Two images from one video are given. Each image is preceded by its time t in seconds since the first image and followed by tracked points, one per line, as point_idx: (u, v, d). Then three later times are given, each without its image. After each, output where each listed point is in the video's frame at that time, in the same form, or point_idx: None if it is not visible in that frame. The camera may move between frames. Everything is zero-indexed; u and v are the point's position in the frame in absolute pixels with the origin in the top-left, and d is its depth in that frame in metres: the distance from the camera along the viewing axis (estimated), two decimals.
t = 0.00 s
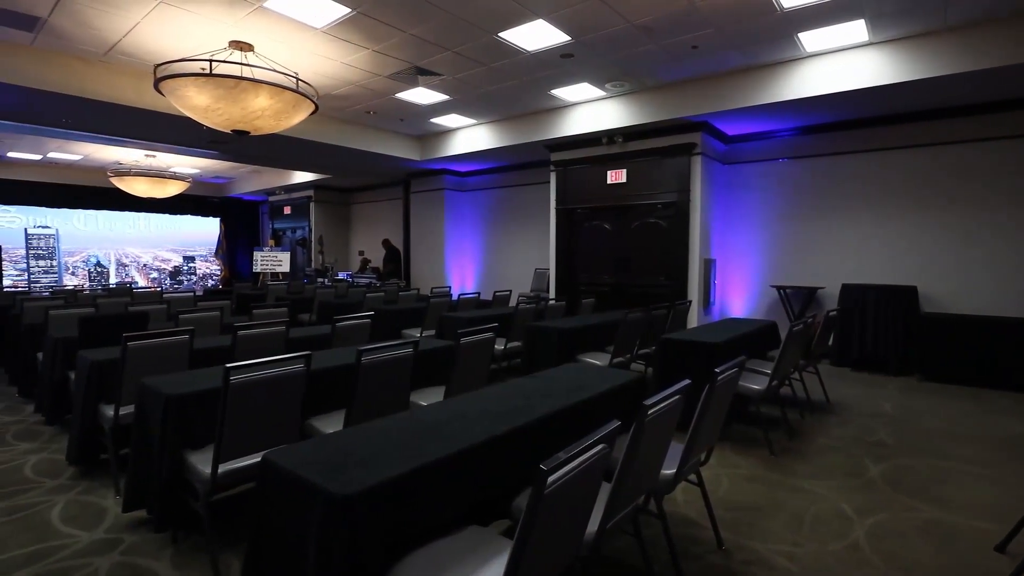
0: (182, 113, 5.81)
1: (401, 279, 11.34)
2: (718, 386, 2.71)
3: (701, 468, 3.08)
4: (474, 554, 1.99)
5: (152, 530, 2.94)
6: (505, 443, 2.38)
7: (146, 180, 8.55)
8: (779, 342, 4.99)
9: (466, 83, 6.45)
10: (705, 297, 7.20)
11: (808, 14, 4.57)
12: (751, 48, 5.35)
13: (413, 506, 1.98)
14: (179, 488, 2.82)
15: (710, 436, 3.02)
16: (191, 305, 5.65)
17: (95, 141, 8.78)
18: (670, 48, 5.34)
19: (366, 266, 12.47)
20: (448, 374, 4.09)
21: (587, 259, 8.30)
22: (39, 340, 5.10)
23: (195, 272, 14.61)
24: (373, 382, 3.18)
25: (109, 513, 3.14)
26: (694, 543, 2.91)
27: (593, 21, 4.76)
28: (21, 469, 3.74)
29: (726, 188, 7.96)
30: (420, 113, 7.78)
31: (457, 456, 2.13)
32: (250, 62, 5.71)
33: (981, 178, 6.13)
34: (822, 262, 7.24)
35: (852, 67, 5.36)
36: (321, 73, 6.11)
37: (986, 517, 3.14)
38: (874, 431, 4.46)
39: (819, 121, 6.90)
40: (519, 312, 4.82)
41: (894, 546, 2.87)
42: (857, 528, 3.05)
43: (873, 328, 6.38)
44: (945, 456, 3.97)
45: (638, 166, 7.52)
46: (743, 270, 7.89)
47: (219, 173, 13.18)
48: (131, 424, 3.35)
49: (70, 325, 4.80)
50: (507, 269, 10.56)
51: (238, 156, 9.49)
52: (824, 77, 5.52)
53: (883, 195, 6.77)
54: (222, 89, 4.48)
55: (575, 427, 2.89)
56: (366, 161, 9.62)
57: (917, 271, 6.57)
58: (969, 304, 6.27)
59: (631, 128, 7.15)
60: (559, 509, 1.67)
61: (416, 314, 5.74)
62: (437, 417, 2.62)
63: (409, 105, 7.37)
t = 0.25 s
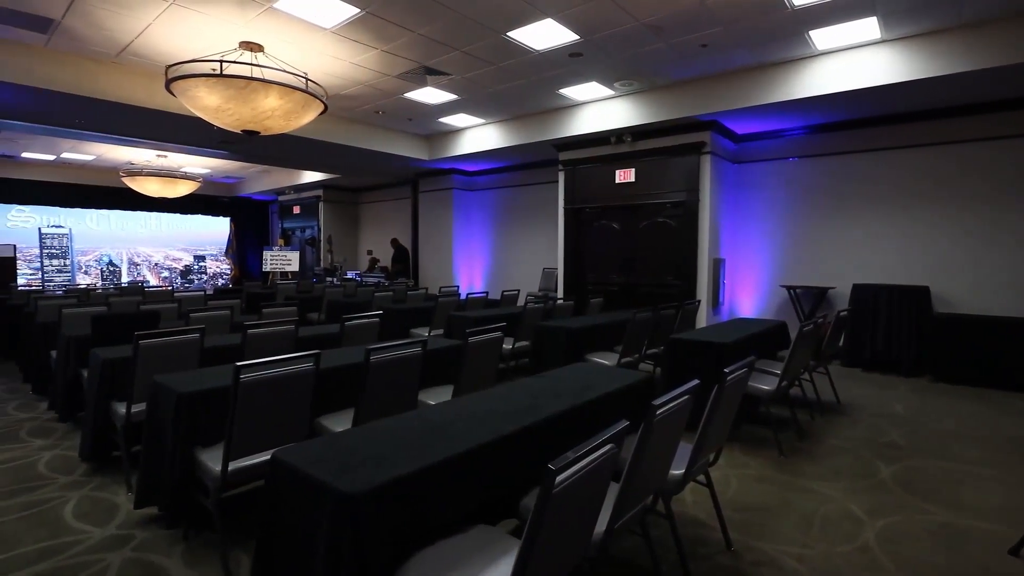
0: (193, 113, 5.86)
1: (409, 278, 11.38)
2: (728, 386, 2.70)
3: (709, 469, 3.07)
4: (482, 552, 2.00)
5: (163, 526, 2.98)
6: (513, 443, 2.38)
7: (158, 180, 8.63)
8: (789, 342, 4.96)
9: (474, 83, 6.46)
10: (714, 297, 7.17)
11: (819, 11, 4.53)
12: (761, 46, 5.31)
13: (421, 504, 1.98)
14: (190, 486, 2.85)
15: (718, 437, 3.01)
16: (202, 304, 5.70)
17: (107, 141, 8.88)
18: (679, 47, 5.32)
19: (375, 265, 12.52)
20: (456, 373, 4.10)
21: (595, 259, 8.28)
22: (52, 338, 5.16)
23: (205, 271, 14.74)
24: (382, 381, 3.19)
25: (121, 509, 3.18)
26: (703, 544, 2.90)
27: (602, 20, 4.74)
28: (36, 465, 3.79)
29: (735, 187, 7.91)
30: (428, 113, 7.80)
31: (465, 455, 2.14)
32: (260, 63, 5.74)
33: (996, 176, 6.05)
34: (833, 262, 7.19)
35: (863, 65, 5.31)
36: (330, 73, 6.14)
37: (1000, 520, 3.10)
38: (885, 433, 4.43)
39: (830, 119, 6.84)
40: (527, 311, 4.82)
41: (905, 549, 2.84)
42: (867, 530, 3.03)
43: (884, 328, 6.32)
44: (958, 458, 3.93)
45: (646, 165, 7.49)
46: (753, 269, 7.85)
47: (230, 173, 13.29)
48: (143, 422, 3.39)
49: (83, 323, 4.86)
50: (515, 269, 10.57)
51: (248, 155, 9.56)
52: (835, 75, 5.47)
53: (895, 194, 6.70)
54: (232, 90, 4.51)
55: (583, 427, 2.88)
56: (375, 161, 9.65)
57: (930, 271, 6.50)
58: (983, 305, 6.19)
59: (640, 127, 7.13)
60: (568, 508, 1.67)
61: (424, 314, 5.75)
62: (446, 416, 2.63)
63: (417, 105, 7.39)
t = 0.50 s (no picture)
0: (200, 113, 5.90)
1: (415, 278, 11.40)
2: (734, 386, 2.69)
3: (716, 469, 3.06)
4: (487, 552, 2.00)
5: (171, 524, 3.00)
6: (519, 442, 2.38)
7: (165, 180, 8.69)
8: (796, 342, 4.94)
9: (480, 83, 6.46)
10: (720, 297, 7.14)
11: (827, 9, 4.50)
12: (768, 44, 5.28)
13: (426, 503, 1.99)
14: (197, 484, 2.87)
15: (725, 437, 3.00)
16: (209, 304, 5.74)
17: (116, 142, 8.94)
18: (686, 45, 5.30)
19: (381, 265, 12.55)
20: (461, 372, 4.11)
21: (601, 259, 8.27)
22: (62, 337, 5.21)
23: (212, 270, 14.82)
24: (388, 380, 3.20)
25: (129, 507, 3.20)
26: (709, 544, 2.89)
27: (609, 19, 4.73)
28: (46, 463, 3.83)
29: (741, 187, 7.89)
30: (434, 112, 7.81)
31: (470, 455, 2.13)
32: (266, 63, 5.77)
33: (1006, 175, 6.00)
34: (840, 262, 7.15)
35: (871, 63, 5.27)
36: (336, 73, 6.16)
37: (1010, 522, 3.07)
38: (892, 433, 4.40)
39: (837, 118, 6.80)
40: (533, 311, 4.83)
41: (913, 550, 2.82)
42: (875, 531, 3.01)
43: (892, 328, 6.28)
44: (967, 459, 3.90)
45: (652, 164, 7.48)
46: (759, 269, 7.82)
47: (237, 173, 13.35)
48: (151, 420, 3.41)
49: (92, 322, 4.90)
50: (521, 268, 10.57)
51: (255, 156, 9.60)
52: (843, 73, 5.44)
53: (902, 193, 6.66)
54: (239, 90, 4.53)
55: (589, 426, 2.88)
56: (381, 161, 9.67)
57: (938, 270, 6.45)
58: (992, 305, 6.14)
59: (646, 127, 7.11)
60: (573, 508, 1.67)
61: (430, 313, 5.75)
62: (451, 415, 2.64)
63: (423, 105, 7.40)
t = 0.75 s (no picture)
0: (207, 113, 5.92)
1: (420, 277, 11.43)
2: (740, 386, 2.68)
3: (721, 469, 3.05)
4: (492, 551, 2.00)
5: (178, 522, 3.01)
6: (523, 442, 2.38)
7: (173, 180, 8.75)
8: (802, 342, 4.91)
9: (485, 82, 6.46)
10: (726, 296, 7.12)
11: (834, 7, 4.48)
12: (775, 43, 5.26)
13: (431, 502, 1.99)
14: (204, 483, 2.89)
15: (730, 437, 2.99)
16: (215, 303, 5.77)
17: (124, 142, 9.00)
18: (692, 44, 5.28)
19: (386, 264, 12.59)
20: (467, 371, 4.12)
21: (606, 258, 8.26)
22: (70, 336, 5.25)
23: (219, 269, 14.90)
24: (394, 378, 3.21)
25: (137, 505, 3.22)
26: (714, 544, 2.88)
27: (615, 18, 4.72)
28: (54, 461, 3.86)
29: (747, 186, 7.86)
30: (439, 112, 7.82)
31: (475, 454, 2.14)
32: (273, 64, 5.79)
33: (1015, 173, 5.94)
34: (847, 261, 7.11)
35: (879, 61, 5.24)
36: (342, 73, 6.18)
37: (1019, 524, 3.04)
38: (900, 434, 4.37)
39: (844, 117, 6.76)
40: (538, 310, 4.83)
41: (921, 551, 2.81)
42: (882, 532, 2.99)
43: (900, 328, 6.24)
44: (975, 460, 3.87)
45: (658, 163, 7.46)
46: (765, 269, 7.79)
47: (243, 173, 13.42)
48: (159, 419, 3.43)
49: (100, 321, 4.93)
50: (527, 268, 10.57)
51: (261, 155, 9.64)
52: (850, 72, 5.41)
53: (910, 192, 6.61)
54: (246, 90, 4.55)
55: (594, 426, 2.88)
56: (386, 160, 9.68)
57: (946, 270, 6.40)
58: (1001, 305, 6.09)
59: (651, 126, 7.10)
60: (578, 507, 1.67)
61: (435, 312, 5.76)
62: (456, 414, 2.64)
63: (428, 104, 7.41)
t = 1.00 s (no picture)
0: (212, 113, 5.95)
1: (424, 277, 11.44)
2: (744, 387, 2.67)
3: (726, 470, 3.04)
4: (495, 551, 2.00)
5: (183, 520, 3.03)
6: (527, 442, 2.38)
7: (178, 180, 8.79)
8: (806, 342, 4.90)
9: (490, 82, 6.46)
10: (731, 296, 7.10)
11: (840, 6, 4.45)
12: (780, 42, 5.24)
13: (435, 502, 1.99)
14: (209, 481, 2.90)
15: (735, 437, 2.98)
16: (221, 302, 5.80)
17: (130, 142, 9.05)
18: (697, 43, 5.27)
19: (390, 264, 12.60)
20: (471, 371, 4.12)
21: (610, 258, 8.25)
22: (77, 335, 5.29)
23: (224, 268, 14.96)
24: (398, 378, 3.22)
25: (142, 502, 3.24)
26: (718, 545, 2.87)
27: (619, 17, 4.71)
28: (61, 458, 3.88)
29: (753, 185, 7.83)
30: (443, 112, 7.83)
31: (480, 454, 2.14)
32: (278, 63, 5.81)
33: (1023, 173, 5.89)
34: (853, 261, 7.08)
35: (886, 60, 5.21)
36: (347, 73, 6.19)
37: None
38: (905, 435, 4.35)
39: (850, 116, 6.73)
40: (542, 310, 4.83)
41: (926, 553, 2.79)
42: (888, 534, 2.98)
43: (906, 329, 6.20)
44: (981, 461, 3.84)
45: (662, 163, 7.45)
46: (770, 269, 7.76)
47: (248, 172, 13.47)
48: (164, 417, 3.45)
49: (106, 320, 4.96)
50: (531, 267, 10.57)
51: (266, 155, 9.68)
52: (856, 70, 5.38)
53: (917, 192, 6.57)
54: (251, 90, 4.57)
55: (598, 426, 2.87)
56: (391, 160, 9.70)
57: (953, 270, 6.36)
58: (1009, 305, 6.04)
59: (656, 125, 7.08)
60: (583, 507, 1.67)
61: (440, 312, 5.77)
62: (460, 414, 2.64)
63: (433, 104, 7.42)
